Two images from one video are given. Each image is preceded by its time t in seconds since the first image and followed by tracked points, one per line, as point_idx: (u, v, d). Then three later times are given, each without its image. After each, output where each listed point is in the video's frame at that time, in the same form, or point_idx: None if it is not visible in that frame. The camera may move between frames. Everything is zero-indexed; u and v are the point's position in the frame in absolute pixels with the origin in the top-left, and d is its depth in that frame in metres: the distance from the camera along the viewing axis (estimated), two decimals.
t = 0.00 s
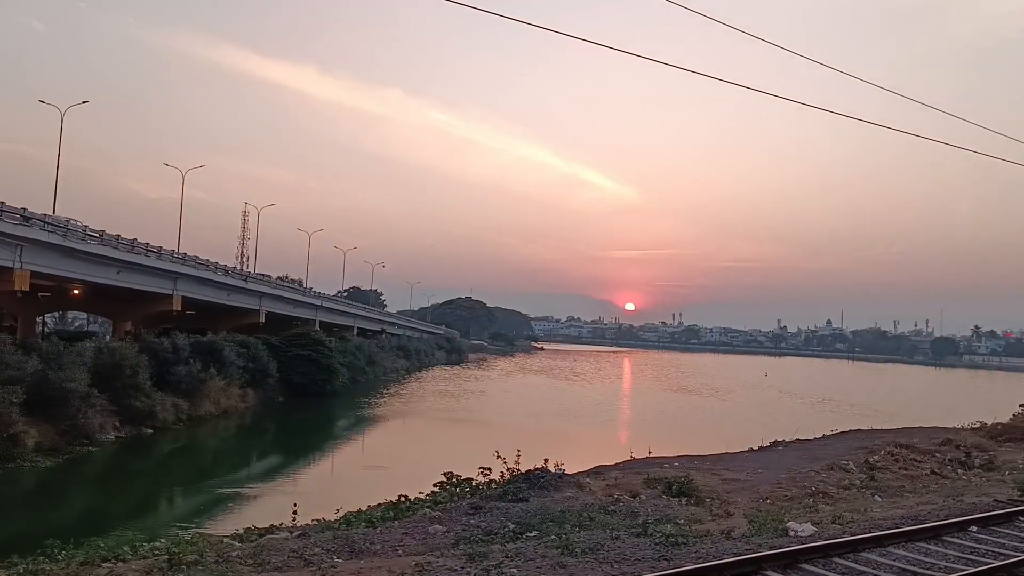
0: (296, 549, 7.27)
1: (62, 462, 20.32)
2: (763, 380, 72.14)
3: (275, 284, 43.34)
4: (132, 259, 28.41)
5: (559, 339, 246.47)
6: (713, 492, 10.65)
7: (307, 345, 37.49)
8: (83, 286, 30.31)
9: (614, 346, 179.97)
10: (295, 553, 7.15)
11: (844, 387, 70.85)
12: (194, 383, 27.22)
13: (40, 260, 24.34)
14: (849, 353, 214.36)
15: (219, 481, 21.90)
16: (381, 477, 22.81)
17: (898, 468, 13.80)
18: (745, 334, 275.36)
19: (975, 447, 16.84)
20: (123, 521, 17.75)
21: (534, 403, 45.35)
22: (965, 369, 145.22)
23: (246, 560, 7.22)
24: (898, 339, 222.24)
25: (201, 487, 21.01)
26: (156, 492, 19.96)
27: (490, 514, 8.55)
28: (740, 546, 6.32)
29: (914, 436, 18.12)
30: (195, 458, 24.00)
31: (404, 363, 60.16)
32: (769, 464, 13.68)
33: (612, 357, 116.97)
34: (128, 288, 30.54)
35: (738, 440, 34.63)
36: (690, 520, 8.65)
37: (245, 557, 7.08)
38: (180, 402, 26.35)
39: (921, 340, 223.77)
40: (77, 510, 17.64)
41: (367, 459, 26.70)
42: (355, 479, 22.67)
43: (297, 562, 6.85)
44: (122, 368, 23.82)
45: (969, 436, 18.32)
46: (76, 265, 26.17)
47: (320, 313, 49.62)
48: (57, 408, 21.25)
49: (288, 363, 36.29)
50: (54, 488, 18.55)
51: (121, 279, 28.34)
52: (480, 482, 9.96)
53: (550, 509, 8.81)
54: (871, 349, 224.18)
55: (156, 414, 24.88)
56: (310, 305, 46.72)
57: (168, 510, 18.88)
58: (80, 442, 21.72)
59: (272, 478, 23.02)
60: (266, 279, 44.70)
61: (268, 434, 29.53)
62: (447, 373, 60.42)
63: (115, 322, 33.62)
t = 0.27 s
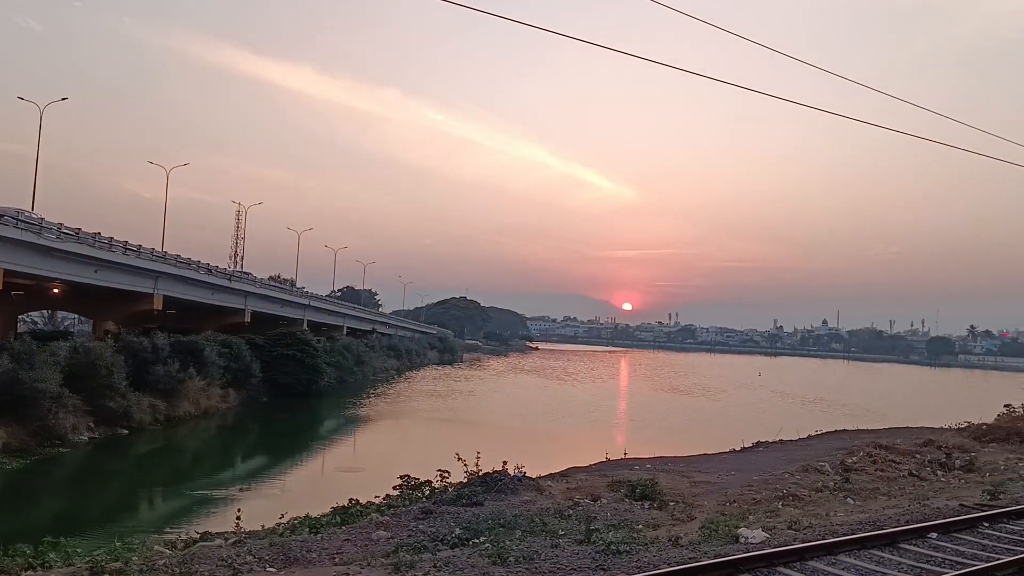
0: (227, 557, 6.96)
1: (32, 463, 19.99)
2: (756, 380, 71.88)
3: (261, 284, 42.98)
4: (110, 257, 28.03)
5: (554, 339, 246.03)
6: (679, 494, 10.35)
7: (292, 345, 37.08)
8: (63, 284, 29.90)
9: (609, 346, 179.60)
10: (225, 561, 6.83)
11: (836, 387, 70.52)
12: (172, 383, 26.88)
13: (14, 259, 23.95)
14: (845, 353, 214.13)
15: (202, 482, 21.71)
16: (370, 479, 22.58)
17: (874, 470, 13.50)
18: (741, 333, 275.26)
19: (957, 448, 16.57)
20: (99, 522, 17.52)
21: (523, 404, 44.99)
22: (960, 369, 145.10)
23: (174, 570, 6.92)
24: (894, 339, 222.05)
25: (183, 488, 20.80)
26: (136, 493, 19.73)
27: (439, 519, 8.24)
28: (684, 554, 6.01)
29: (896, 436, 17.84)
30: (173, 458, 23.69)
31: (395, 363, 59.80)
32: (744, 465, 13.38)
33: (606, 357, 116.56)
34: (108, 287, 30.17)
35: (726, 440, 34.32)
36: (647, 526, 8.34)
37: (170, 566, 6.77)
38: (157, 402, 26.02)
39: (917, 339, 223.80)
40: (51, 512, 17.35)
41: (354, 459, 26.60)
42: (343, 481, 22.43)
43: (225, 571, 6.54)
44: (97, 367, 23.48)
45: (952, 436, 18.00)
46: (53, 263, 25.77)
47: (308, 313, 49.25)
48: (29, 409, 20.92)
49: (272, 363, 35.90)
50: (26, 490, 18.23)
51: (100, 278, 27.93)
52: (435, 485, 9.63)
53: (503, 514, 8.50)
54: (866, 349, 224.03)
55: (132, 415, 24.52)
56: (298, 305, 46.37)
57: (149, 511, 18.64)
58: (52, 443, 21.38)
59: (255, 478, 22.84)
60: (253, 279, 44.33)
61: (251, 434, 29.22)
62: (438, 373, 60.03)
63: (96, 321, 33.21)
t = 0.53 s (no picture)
0: (151, 567, 6.64)
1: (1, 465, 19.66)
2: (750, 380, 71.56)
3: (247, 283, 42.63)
4: (88, 256, 27.67)
5: (550, 339, 245.68)
6: (643, 498, 10.03)
7: (277, 344, 36.67)
8: (43, 283, 29.53)
9: (605, 346, 179.23)
10: (147, 571, 6.51)
11: (829, 387, 70.20)
12: (150, 383, 26.55)
13: None
14: (841, 353, 213.90)
15: (185, 483, 21.45)
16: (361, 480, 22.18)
17: (850, 472, 13.19)
18: (737, 333, 275.09)
19: (939, 449, 16.28)
20: (76, 523, 17.23)
21: (513, 404, 44.62)
22: (956, 369, 144.99)
23: None
24: (889, 339, 221.90)
25: (165, 489, 20.55)
26: (116, 494, 19.46)
27: (385, 525, 7.90)
28: (621, 565, 5.68)
29: (878, 437, 17.54)
30: (151, 459, 23.36)
31: (386, 363, 59.46)
32: (717, 467, 13.06)
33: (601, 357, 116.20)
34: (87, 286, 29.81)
35: (714, 441, 33.99)
36: (601, 532, 8.01)
37: None
38: (133, 402, 25.66)
39: (913, 340, 223.75)
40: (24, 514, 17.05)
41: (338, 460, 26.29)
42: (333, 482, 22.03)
43: None
44: (71, 367, 23.15)
45: (934, 437, 17.70)
46: (28, 262, 25.40)
47: (297, 313, 48.88)
48: None
49: (256, 363, 35.52)
50: None
51: (78, 276, 27.56)
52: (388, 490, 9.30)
53: (453, 519, 8.17)
54: (862, 349, 223.88)
55: (107, 415, 24.16)
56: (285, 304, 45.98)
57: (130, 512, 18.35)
58: (23, 445, 21.03)
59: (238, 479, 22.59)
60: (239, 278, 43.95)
61: (233, 434, 28.89)
62: (429, 373, 59.63)
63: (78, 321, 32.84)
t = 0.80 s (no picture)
0: None
1: None
2: (741, 380, 71.37)
3: (233, 283, 42.29)
4: (66, 254, 27.29)
5: (546, 339, 245.32)
6: (605, 502, 9.73)
7: (261, 344, 36.29)
8: (21, 283, 29.16)
9: (600, 347, 179.01)
10: None
11: (820, 387, 70.02)
12: (127, 383, 26.21)
13: None
14: (836, 353, 213.86)
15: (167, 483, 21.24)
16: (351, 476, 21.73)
17: (824, 474, 12.91)
18: (733, 333, 275.14)
19: (919, 450, 16.02)
20: (52, 525, 16.96)
21: (501, 404, 44.30)
22: (950, 369, 145.09)
23: None
24: (884, 339, 221.96)
25: (146, 489, 20.33)
26: (95, 495, 19.19)
27: (327, 530, 7.59)
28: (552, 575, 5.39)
29: (858, 437, 17.27)
30: (129, 460, 23.05)
31: (375, 363, 59.15)
32: (689, 469, 12.75)
33: (594, 357, 115.90)
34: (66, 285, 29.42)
35: (702, 441, 33.71)
36: (552, 537, 7.72)
37: None
38: (109, 402, 25.34)
39: (908, 339, 223.77)
40: None
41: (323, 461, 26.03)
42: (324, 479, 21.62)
43: None
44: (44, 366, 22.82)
45: (914, 438, 17.44)
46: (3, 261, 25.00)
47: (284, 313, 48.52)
48: None
49: (239, 363, 35.14)
50: None
51: (55, 275, 27.15)
52: (337, 494, 8.99)
53: (399, 524, 7.87)
54: (857, 349, 223.86)
55: (81, 416, 23.80)
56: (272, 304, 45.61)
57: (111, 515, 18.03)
58: None
59: (220, 479, 22.42)
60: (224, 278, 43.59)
61: (214, 435, 28.59)
62: (419, 373, 59.28)
63: (59, 321, 32.50)
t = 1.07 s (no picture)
0: None
1: None
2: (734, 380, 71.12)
3: (219, 283, 41.94)
4: (45, 253, 26.93)
5: (542, 339, 244.97)
6: (566, 506, 9.42)
7: (246, 344, 35.93)
8: None
9: (597, 347, 178.85)
10: None
11: (814, 387, 69.81)
12: (104, 384, 25.88)
13: None
14: (832, 353, 213.67)
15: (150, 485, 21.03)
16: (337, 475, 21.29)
17: (799, 476, 12.63)
18: (730, 333, 275.12)
19: (899, 452, 15.75)
20: (29, 527, 16.70)
21: (491, 404, 43.99)
22: (945, 369, 145.13)
23: None
24: (881, 339, 221.80)
25: (128, 490, 20.10)
26: (76, 497, 18.92)
27: (265, 537, 7.27)
28: None
29: (839, 438, 16.99)
30: (108, 461, 22.75)
31: (366, 363, 58.84)
32: (660, 472, 12.44)
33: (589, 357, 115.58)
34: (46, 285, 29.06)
35: (690, 442, 33.42)
36: (500, 544, 7.42)
37: None
38: (86, 403, 25.02)
39: (904, 339, 223.68)
40: None
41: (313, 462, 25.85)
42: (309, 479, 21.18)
43: None
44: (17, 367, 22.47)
45: (896, 439, 17.17)
46: None
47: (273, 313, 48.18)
48: None
49: (223, 363, 34.77)
50: None
51: (34, 274, 26.79)
52: (284, 498, 8.69)
53: (342, 530, 7.57)
54: (854, 349, 223.71)
55: (55, 416, 23.46)
56: (260, 304, 45.26)
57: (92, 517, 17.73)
58: None
59: (203, 480, 22.22)
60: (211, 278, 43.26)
61: (197, 437, 28.29)
62: (410, 373, 58.93)
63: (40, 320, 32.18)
